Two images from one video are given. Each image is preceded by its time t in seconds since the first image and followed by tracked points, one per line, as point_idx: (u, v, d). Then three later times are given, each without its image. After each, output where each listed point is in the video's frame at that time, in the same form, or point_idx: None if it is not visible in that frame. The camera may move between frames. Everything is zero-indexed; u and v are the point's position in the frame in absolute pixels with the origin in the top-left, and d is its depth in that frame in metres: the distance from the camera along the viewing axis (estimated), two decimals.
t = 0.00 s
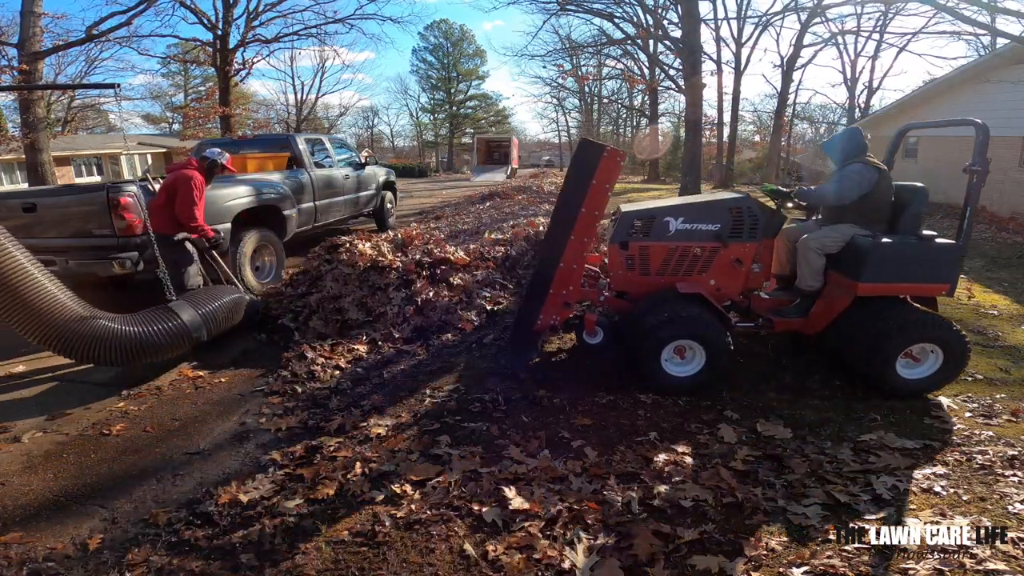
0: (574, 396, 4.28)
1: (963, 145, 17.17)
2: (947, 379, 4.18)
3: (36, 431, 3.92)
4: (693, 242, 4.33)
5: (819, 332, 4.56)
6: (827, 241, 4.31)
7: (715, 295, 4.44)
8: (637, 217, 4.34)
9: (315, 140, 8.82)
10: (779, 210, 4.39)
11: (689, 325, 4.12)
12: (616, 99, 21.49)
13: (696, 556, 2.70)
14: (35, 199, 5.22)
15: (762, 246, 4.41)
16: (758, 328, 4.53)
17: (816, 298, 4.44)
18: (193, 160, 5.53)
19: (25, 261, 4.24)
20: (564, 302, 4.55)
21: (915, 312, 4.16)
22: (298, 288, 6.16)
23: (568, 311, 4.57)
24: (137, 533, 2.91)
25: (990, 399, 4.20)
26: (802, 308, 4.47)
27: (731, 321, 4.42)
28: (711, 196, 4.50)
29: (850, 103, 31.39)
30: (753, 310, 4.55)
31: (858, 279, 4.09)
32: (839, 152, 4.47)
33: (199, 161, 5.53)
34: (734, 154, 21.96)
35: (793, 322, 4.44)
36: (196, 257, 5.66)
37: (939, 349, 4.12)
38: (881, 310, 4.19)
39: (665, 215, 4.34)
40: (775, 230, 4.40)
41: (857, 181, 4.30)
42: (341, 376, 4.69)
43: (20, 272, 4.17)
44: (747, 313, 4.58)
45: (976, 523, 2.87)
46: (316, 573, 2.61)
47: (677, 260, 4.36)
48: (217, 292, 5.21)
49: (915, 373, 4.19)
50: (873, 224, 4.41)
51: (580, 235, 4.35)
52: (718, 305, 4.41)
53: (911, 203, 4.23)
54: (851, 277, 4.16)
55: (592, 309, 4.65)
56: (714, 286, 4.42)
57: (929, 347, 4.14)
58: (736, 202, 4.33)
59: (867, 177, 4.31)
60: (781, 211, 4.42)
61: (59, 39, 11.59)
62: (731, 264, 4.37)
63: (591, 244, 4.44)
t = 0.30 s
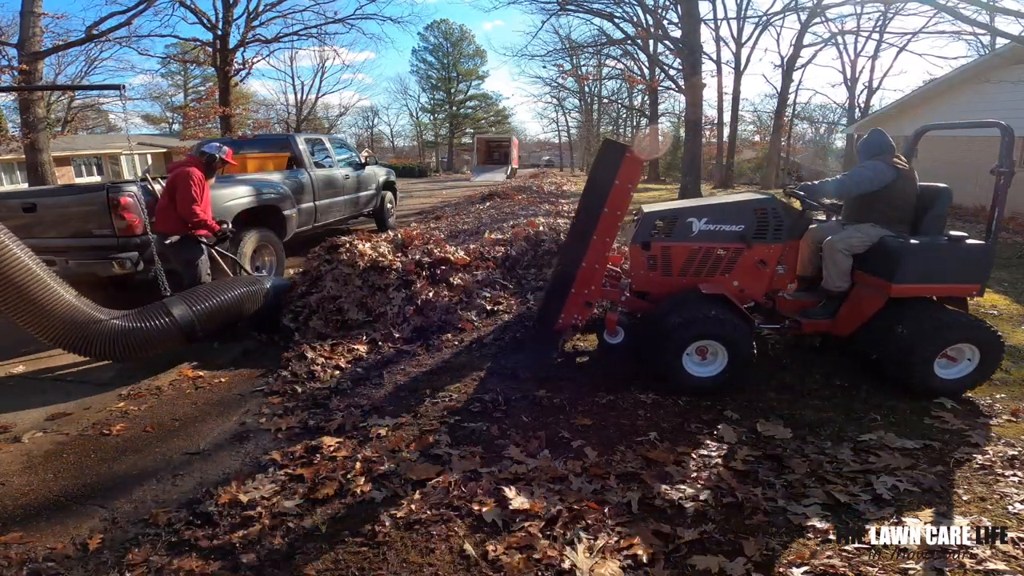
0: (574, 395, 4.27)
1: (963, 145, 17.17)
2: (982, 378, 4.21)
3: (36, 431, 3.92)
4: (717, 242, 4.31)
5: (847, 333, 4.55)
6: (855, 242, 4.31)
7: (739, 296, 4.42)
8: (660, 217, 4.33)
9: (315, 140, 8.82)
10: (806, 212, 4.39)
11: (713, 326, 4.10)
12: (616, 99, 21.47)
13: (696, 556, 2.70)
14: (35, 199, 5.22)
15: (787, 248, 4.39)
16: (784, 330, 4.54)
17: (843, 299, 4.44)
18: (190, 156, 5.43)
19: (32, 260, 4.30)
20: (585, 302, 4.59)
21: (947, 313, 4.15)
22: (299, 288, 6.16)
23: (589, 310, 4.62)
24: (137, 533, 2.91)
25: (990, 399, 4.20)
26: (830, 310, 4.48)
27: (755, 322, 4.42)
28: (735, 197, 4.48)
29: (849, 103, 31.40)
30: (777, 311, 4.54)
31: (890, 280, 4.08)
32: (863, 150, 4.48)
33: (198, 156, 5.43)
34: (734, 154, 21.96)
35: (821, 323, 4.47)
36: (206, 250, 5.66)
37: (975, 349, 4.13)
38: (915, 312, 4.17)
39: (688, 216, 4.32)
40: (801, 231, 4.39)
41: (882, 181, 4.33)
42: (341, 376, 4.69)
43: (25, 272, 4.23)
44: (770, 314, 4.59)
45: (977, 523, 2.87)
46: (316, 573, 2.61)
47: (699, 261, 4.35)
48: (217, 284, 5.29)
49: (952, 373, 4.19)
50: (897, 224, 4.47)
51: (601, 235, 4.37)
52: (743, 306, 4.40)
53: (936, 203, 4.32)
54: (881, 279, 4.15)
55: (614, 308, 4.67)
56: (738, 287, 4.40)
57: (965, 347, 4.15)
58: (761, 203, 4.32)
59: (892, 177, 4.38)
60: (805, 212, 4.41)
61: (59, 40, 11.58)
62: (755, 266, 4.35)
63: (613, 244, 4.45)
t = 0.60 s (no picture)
0: (574, 395, 4.27)
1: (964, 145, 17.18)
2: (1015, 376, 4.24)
3: (37, 431, 3.92)
4: (741, 244, 4.32)
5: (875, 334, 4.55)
6: (880, 241, 4.29)
7: (763, 297, 4.44)
8: (682, 217, 4.34)
9: (315, 140, 8.82)
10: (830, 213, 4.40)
11: (740, 326, 4.09)
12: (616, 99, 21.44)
13: (696, 556, 2.70)
14: (35, 199, 5.22)
15: (812, 249, 4.40)
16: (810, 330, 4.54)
17: (869, 298, 4.44)
18: (200, 159, 5.36)
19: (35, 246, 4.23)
20: (610, 302, 4.51)
21: (976, 313, 4.17)
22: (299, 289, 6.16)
23: (615, 311, 4.53)
24: (137, 533, 2.91)
25: (990, 399, 4.20)
26: (856, 309, 4.47)
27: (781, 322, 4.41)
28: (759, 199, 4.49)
29: (849, 104, 31.44)
30: (802, 311, 4.55)
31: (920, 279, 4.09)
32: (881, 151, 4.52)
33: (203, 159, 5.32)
34: (734, 154, 21.97)
35: (847, 323, 4.45)
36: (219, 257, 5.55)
37: (1008, 347, 4.15)
38: (944, 313, 4.18)
39: (712, 217, 4.33)
40: (826, 232, 4.40)
41: (905, 181, 4.31)
42: (341, 376, 4.69)
43: (32, 262, 4.14)
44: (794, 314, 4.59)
45: (977, 524, 2.87)
46: (316, 573, 2.61)
47: (723, 261, 4.34)
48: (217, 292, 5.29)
49: (985, 372, 4.20)
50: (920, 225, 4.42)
51: (630, 236, 4.30)
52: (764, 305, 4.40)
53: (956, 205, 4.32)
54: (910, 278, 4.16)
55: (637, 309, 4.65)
56: (762, 288, 4.41)
57: (1001, 346, 4.17)
58: (786, 204, 4.34)
59: (911, 177, 4.34)
60: (831, 212, 4.43)
61: (59, 40, 11.58)
62: (780, 267, 4.36)
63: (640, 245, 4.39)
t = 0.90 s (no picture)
0: (574, 395, 4.28)
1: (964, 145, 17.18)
2: None
3: (37, 431, 3.92)
4: (765, 244, 4.31)
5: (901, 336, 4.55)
6: (907, 242, 4.28)
7: (788, 297, 4.43)
8: (705, 218, 4.36)
9: (315, 140, 8.81)
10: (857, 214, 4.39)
11: (765, 326, 4.08)
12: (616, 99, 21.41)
13: (696, 556, 2.70)
14: (35, 199, 5.21)
15: (837, 249, 4.40)
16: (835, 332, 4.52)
17: (896, 299, 4.41)
18: (222, 161, 5.39)
19: (49, 238, 4.18)
20: (635, 302, 4.55)
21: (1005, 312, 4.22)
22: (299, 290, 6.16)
23: (639, 311, 4.56)
24: (137, 533, 2.91)
25: (991, 399, 4.19)
26: (883, 310, 4.45)
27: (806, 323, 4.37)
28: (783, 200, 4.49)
29: (849, 104, 31.45)
30: (828, 312, 4.51)
31: (953, 281, 4.09)
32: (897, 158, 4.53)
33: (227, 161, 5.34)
34: (734, 154, 21.98)
35: (875, 323, 4.44)
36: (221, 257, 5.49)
37: None
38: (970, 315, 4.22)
39: (736, 217, 4.33)
40: (852, 233, 4.40)
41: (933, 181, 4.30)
42: (341, 376, 4.69)
43: (47, 258, 4.08)
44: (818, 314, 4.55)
45: (977, 524, 2.87)
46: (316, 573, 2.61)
47: (746, 262, 4.34)
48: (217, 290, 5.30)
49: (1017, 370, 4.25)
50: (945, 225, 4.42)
51: (654, 236, 4.34)
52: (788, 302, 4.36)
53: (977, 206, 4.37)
54: (941, 279, 4.17)
55: (660, 309, 4.62)
56: (786, 288, 4.40)
57: None
58: (811, 205, 4.35)
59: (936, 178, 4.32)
60: (858, 214, 4.43)
61: (59, 40, 11.57)
62: (805, 267, 4.35)
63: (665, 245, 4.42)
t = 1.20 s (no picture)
0: (574, 395, 4.28)
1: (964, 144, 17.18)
2: None
3: (37, 431, 3.92)
4: (793, 245, 4.31)
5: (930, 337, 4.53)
6: (937, 243, 4.26)
7: (817, 299, 4.38)
8: (734, 218, 4.46)
9: (315, 140, 8.80)
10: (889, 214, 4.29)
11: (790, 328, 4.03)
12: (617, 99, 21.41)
13: (696, 556, 2.70)
14: (35, 199, 5.20)
15: (867, 251, 4.32)
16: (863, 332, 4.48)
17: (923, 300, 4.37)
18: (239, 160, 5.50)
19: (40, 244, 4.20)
20: (666, 303, 4.45)
21: None
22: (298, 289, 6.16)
23: (670, 312, 4.46)
24: (137, 533, 2.91)
25: (991, 400, 4.19)
26: (910, 311, 4.39)
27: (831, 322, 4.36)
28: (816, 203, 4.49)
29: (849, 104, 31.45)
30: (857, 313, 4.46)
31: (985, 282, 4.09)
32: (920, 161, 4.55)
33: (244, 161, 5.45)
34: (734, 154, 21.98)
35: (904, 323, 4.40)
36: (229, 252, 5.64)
37: None
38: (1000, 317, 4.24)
39: (765, 218, 4.38)
40: (882, 234, 4.32)
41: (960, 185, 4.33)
42: (341, 376, 4.69)
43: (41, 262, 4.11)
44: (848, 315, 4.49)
45: (977, 524, 2.87)
46: (316, 573, 2.61)
47: (774, 263, 4.35)
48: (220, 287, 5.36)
49: None
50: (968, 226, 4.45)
51: (688, 235, 4.26)
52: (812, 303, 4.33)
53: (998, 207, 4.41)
54: (972, 280, 4.17)
55: (689, 309, 4.60)
56: (815, 290, 4.36)
57: None
58: (841, 207, 4.32)
59: (962, 182, 4.34)
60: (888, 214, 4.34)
61: (59, 40, 11.57)
62: (834, 269, 4.31)
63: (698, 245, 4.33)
